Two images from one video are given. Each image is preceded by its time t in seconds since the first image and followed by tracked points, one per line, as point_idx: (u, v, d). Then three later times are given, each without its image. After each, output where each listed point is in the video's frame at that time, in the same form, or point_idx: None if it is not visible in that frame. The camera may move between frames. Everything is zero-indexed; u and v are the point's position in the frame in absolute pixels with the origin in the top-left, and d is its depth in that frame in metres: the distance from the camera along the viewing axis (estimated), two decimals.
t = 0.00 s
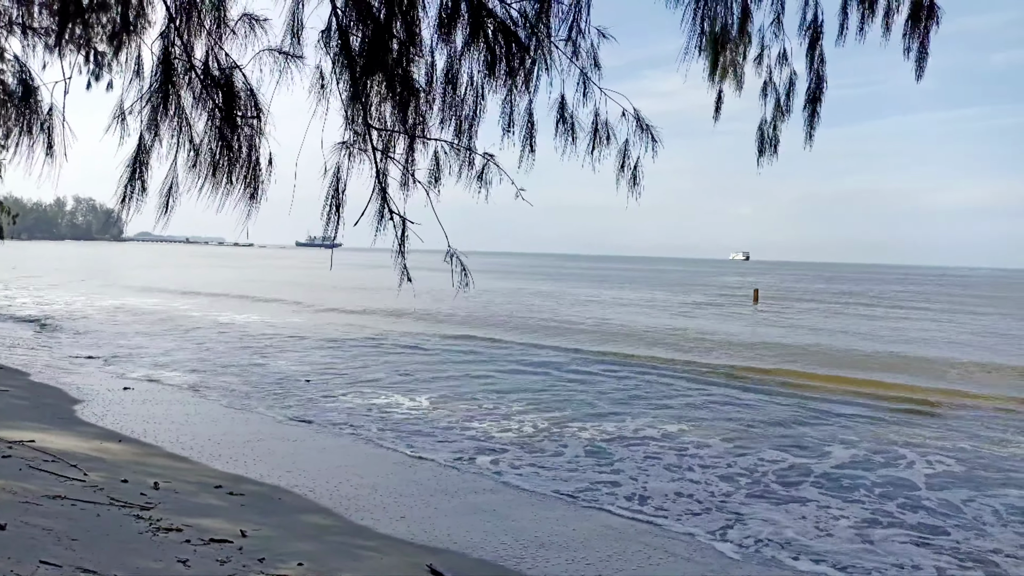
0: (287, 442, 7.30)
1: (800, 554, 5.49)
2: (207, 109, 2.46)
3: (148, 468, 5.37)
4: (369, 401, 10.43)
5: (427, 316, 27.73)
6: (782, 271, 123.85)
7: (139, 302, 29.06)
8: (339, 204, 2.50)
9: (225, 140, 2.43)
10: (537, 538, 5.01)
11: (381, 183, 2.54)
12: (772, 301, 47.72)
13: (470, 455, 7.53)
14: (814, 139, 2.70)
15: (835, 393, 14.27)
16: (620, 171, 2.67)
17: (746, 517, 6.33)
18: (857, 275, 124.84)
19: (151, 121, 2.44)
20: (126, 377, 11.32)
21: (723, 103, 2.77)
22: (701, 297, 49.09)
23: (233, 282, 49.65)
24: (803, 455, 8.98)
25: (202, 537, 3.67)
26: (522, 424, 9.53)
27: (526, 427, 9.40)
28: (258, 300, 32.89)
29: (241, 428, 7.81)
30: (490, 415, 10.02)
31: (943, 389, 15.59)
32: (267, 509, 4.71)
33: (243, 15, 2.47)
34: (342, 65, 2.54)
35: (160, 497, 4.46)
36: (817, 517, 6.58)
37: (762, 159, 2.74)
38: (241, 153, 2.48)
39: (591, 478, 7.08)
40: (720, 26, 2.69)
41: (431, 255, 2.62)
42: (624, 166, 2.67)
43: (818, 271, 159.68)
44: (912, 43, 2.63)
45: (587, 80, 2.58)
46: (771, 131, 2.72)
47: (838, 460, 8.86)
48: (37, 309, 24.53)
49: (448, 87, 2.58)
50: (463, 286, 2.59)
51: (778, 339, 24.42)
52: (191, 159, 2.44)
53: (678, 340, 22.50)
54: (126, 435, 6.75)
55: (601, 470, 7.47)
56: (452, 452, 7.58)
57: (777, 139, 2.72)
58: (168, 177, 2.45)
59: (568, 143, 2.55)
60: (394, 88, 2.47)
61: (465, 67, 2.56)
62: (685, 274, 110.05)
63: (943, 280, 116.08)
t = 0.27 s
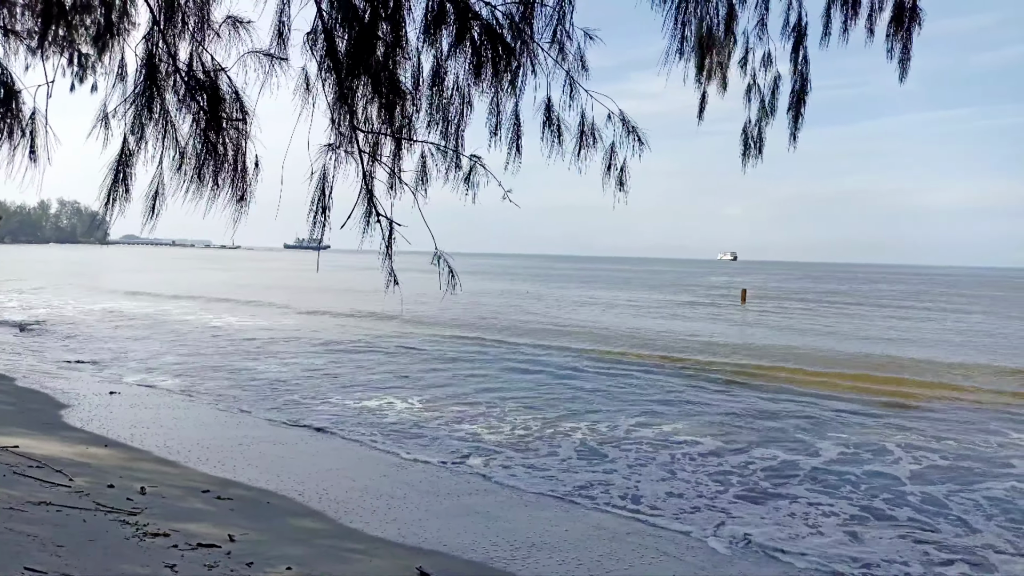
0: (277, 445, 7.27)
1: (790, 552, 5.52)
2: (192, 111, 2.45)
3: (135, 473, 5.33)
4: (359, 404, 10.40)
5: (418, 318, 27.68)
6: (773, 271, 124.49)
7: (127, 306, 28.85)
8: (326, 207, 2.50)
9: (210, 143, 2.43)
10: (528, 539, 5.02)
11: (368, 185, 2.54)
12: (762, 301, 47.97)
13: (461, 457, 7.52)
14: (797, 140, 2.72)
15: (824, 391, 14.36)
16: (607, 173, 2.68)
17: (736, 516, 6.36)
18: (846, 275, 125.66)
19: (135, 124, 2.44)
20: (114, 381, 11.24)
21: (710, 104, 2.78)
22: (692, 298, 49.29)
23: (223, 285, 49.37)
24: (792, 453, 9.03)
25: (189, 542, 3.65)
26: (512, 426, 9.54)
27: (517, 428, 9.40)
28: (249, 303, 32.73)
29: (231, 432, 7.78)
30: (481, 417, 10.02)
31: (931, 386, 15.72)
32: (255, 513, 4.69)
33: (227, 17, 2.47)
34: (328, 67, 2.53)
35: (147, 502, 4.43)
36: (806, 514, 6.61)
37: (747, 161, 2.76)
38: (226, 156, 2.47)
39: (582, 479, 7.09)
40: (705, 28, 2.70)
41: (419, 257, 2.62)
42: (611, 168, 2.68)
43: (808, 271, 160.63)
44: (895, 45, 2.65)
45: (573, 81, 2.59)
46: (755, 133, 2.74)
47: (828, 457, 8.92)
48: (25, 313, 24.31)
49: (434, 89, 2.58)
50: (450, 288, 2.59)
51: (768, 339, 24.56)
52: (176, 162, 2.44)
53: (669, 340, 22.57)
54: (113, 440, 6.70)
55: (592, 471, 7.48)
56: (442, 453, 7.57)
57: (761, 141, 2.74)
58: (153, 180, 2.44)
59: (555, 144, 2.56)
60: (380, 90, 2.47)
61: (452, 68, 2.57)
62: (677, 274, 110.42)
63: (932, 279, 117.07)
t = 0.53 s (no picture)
0: (269, 450, 7.23)
1: (784, 550, 5.54)
2: (180, 116, 2.45)
3: (126, 480, 5.29)
4: (353, 408, 10.37)
5: (412, 322, 27.63)
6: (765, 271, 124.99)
7: (118, 312, 28.66)
8: (316, 211, 2.50)
9: (198, 147, 2.42)
10: (523, 541, 5.02)
11: (358, 189, 2.54)
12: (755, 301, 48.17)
13: (454, 460, 7.51)
14: (786, 141, 2.74)
15: (817, 390, 14.42)
16: (596, 175, 2.69)
17: (730, 515, 6.37)
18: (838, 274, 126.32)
19: (123, 128, 2.43)
20: (105, 388, 11.16)
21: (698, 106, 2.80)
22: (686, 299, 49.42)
23: (215, 290, 49.12)
24: (785, 451, 9.06)
25: (181, 549, 3.63)
26: (507, 428, 9.53)
27: (511, 430, 9.40)
28: (241, 308, 32.58)
29: (223, 437, 7.74)
30: (475, 420, 10.01)
31: (923, 384, 15.82)
32: (247, 519, 4.66)
33: (215, 22, 2.47)
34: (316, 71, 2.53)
35: (138, 509, 4.40)
36: (799, 512, 6.64)
37: (735, 162, 2.77)
38: (215, 161, 2.46)
39: (576, 480, 7.09)
40: (694, 30, 2.72)
41: (410, 260, 2.61)
42: (599, 170, 2.70)
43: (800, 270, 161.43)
44: (882, 46, 2.67)
45: (562, 84, 2.60)
46: (743, 134, 2.76)
47: (821, 455, 8.95)
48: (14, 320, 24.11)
49: (423, 93, 2.58)
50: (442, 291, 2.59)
51: (760, 339, 24.65)
52: (165, 166, 2.43)
53: (663, 341, 22.62)
54: (104, 447, 6.65)
55: (585, 472, 7.49)
56: (435, 456, 7.57)
57: (749, 143, 2.76)
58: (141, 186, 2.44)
59: (544, 147, 2.56)
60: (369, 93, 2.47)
61: (441, 72, 2.57)
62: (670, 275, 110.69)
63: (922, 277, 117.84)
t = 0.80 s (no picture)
0: (262, 450, 7.22)
1: (777, 543, 5.57)
2: (166, 115, 2.44)
3: (117, 481, 5.27)
4: (347, 407, 10.35)
5: (406, 320, 27.60)
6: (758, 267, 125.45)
7: (110, 313, 28.51)
8: (304, 210, 2.49)
9: (186, 147, 2.41)
10: (517, 538, 5.02)
11: (347, 187, 2.53)
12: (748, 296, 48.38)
13: (447, 457, 7.51)
14: (775, 137, 2.74)
15: (810, 384, 14.49)
16: (584, 172, 2.70)
17: (722, 509, 6.40)
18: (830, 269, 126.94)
19: (110, 127, 2.42)
20: (96, 389, 11.10)
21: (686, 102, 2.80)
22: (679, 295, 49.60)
23: (208, 290, 48.83)
24: (778, 445, 9.11)
25: (173, 550, 3.62)
26: (501, 426, 9.54)
27: (504, 428, 9.41)
28: (234, 308, 32.46)
29: (215, 437, 7.72)
30: (469, 417, 10.01)
31: (915, 376, 15.93)
32: (240, 519, 4.65)
33: (201, 21, 2.46)
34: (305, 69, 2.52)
35: (129, 510, 4.38)
36: (791, 505, 6.68)
37: (723, 158, 2.78)
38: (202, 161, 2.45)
39: (570, 477, 7.10)
40: (682, 26, 2.72)
41: (400, 258, 2.61)
42: (588, 167, 2.70)
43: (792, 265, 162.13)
44: (870, 42, 2.69)
45: (551, 81, 2.60)
46: (731, 130, 2.76)
47: (814, 449, 9.00)
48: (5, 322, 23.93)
49: (412, 91, 2.58)
50: (432, 289, 2.59)
51: (754, 334, 24.76)
52: (152, 166, 2.42)
53: (656, 337, 22.68)
54: (95, 448, 6.62)
55: (578, 468, 7.50)
56: (428, 455, 7.57)
57: (737, 138, 2.76)
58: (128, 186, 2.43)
59: (533, 144, 2.56)
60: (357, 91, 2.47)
61: (429, 70, 2.57)
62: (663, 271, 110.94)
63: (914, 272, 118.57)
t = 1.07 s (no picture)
0: (250, 449, 7.19)
1: (764, 537, 5.62)
2: (149, 113, 2.42)
3: (102, 482, 5.24)
4: (335, 405, 10.31)
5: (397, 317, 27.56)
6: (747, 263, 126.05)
7: (98, 311, 28.30)
8: (290, 208, 2.48)
9: (168, 144, 2.39)
10: (507, 535, 5.03)
11: (333, 185, 2.52)
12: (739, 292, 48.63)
13: (436, 455, 7.50)
14: (760, 134, 2.75)
15: (799, 378, 14.58)
16: (572, 170, 2.70)
17: (711, 504, 6.44)
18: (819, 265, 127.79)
19: (91, 125, 2.40)
20: (83, 389, 11.00)
21: (673, 100, 2.81)
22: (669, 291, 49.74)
23: (197, 289, 48.49)
24: (766, 440, 9.17)
25: (159, 550, 3.60)
26: (491, 423, 9.54)
27: (494, 425, 9.41)
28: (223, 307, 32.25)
29: (203, 436, 7.68)
30: (460, 415, 10.01)
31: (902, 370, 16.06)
32: (227, 519, 4.63)
33: (184, 17, 2.44)
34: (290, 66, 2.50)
35: (114, 510, 4.35)
36: (779, 499, 6.73)
37: (710, 155, 2.79)
38: (186, 159, 2.44)
39: (560, 474, 7.11)
40: (669, 24, 2.72)
41: (387, 256, 2.60)
42: (575, 165, 2.70)
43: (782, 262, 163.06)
44: (855, 40, 2.70)
45: (538, 79, 2.59)
46: (718, 127, 2.77)
47: (802, 443, 9.06)
48: None
49: (398, 88, 2.57)
50: (420, 287, 2.58)
51: (743, 330, 24.87)
52: (134, 163, 2.40)
53: (647, 334, 22.76)
54: (80, 448, 6.57)
55: (567, 465, 7.52)
56: (417, 453, 7.56)
57: (724, 136, 2.77)
58: (111, 184, 2.41)
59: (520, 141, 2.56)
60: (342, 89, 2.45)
61: (416, 67, 2.55)
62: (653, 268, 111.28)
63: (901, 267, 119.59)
